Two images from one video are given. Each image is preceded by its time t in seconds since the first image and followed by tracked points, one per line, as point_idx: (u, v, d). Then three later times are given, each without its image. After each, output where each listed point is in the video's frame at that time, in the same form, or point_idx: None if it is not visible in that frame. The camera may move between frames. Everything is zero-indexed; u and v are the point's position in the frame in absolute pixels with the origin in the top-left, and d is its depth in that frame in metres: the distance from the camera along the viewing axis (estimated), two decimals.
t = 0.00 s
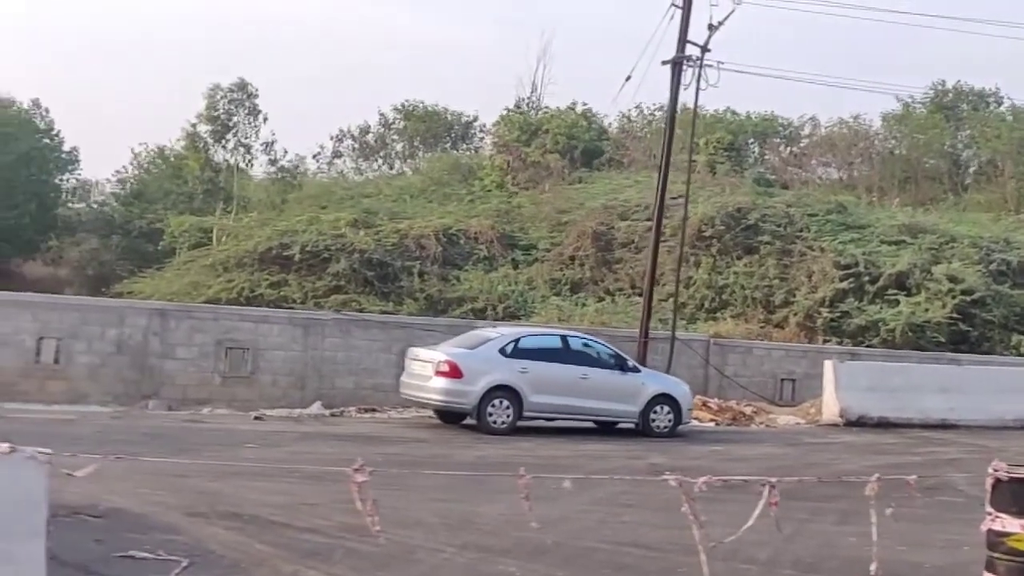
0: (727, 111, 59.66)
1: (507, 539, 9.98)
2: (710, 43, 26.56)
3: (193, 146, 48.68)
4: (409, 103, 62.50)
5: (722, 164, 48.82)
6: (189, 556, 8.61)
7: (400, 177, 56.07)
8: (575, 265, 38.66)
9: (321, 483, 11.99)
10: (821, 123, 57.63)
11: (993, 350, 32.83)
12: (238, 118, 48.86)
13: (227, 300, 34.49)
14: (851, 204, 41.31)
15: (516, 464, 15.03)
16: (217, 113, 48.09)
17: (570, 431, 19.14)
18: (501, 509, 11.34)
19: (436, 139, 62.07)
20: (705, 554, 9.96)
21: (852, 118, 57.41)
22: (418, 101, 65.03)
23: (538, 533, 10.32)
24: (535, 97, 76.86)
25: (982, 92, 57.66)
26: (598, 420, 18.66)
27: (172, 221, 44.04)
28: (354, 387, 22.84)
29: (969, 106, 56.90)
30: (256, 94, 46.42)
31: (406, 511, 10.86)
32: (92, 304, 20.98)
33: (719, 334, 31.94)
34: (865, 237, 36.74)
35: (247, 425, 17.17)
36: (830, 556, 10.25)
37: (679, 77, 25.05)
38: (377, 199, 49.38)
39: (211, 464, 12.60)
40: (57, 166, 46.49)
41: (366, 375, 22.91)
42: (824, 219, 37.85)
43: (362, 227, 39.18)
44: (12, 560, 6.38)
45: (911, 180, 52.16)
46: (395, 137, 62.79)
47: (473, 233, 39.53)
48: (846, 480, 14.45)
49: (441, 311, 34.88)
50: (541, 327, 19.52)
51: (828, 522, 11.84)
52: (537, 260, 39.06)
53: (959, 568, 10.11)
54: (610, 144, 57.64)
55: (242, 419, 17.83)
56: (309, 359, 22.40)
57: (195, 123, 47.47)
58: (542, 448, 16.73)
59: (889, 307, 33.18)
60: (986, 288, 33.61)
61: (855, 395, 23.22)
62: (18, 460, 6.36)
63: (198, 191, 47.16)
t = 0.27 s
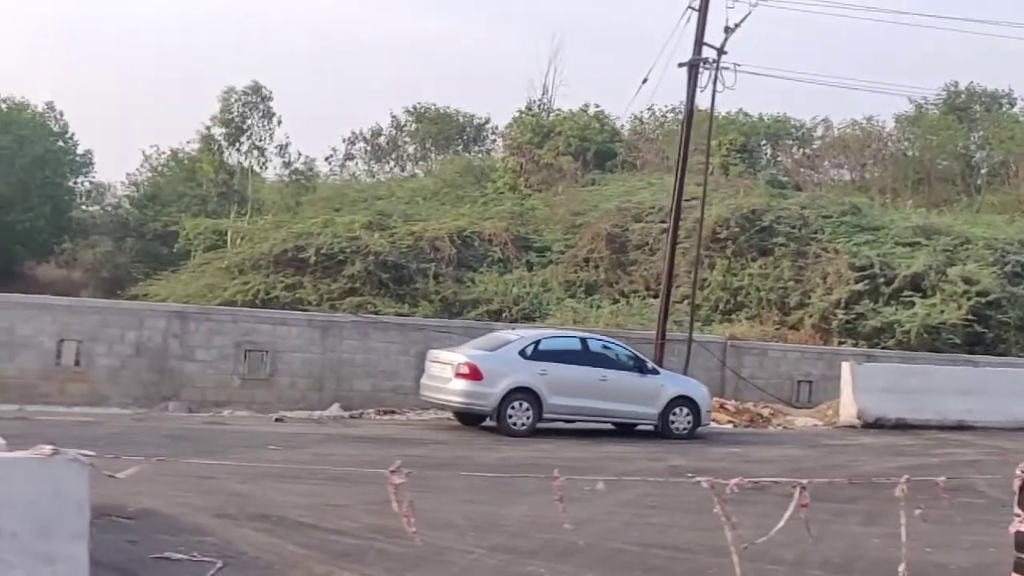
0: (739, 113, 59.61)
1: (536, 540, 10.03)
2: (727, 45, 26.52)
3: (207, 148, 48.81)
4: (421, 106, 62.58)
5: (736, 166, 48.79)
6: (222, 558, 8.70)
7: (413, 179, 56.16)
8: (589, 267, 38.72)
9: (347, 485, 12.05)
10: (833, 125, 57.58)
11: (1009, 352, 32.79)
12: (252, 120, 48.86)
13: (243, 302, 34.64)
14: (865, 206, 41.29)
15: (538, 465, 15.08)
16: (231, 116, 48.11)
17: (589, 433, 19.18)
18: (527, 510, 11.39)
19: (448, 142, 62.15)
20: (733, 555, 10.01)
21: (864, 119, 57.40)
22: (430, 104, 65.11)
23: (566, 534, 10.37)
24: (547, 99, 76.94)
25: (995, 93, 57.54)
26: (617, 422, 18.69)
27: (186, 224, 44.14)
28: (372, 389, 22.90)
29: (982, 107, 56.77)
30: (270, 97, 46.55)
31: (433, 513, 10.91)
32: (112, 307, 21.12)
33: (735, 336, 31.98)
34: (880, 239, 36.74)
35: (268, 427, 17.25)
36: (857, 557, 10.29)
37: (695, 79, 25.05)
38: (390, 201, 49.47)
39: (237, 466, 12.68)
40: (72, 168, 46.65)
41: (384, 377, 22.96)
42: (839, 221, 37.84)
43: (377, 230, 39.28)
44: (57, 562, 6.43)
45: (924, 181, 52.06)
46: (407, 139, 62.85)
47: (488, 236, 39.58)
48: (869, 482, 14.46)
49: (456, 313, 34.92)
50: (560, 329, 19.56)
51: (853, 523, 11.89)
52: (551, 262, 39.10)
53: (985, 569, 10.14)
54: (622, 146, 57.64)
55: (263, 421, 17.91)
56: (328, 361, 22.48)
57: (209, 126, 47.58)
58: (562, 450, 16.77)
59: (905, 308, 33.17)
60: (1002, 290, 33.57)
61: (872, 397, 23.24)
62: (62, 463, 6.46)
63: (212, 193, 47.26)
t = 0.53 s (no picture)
0: (747, 115, 59.57)
1: (557, 541, 10.09)
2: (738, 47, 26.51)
3: (216, 150, 48.86)
4: (428, 107, 62.59)
5: (744, 168, 48.75)
6: (250, 559, 8.76)
7: (420, 182, 56.23)
8: (599, 269, 38.80)
9: (367, 487, 12.11)
10: (841, 126, 57.60)
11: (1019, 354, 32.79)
12: (261, 123, 48.48)
13: (254, 304, 34.77)
14: (874, 208, 41.28)
15: (554, 467, 15.12)
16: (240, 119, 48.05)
17: (603, 434, 19.21)
18: (547, 512, 11.45)
19: (455, 144, 62.19)
20: (754, 557, 10.06)
21: (872, 121, 57.34)
22: (436, 105, 65.13)
23: (587, 535, 10.43)
24: (553, 101, 76.98)
25: (1003, 94, 57.42)
26: (631, 424, 18.73)
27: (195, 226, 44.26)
28: (385, 391, 22.92)
29: (990, 108, 56.64)
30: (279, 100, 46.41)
31: (454, 514, 10.97)
32: (126, 309, 21.20)
33: (745, 338, 32.06)
34: (889, 241, 36.75)
35: (284, 430, 17.32)
36: (878, 558, 10.34)
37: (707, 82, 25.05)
38: (398, 203, 49.52)
39: (257, 468, 12.75)
40: (81, 171, 46.77)
41: (397, 379, 22.99)
42: (848, 223, 37.85)
43: (387, 232, 39.36)
44: (94, 562, 6.49)
45: (932, 183, 51.97)
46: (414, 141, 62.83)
47: (497, 238, 39.62)
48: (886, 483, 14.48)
49: (466, 315, 34.95)
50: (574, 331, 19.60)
51: (871, 524, 11.93)
52: (560, 264, 39.16)
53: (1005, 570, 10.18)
54: (630, 148, 57.62)
55: (279, 423, 17.97)
56: (340, 363, 22.53)
57: (218, 128, 47.67)
58: (577, 452, 16.81)
59: (915, 310, 33.19)
60: (1012, 292, 33.58)
61: (883, 398, 23.29)
62: (98, 464, 6.51)
63: (221, 195, 47.37)
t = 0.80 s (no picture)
0: (753, 117, 59.54)
1: (578, 543, 10.17)
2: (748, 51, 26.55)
3: (224, 153, 48.91)
4: (434, 110, 62.60)
5: (751, 170, 48.71)
6: (277, 560, 8.85)
7: (427, 184, 56.28)
8: (607, 272, 38.85)
9: (386, 490, 12.19)
10: (847, 129, 57.64)
11: None
12: (269, 126, 48.68)
13: (262, 307, 34.88)
14: (881, 210, 41.25)
15: (569, 469, 15.20)
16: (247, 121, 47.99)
17: (616, 437, 19.29)
18: (566, 513, 11.53)
19: (461, 146, 62.21)
20: (774, 559, 10.14)
21: (878, 124, 57.31)
22: (442, 107, 65.11)
23: (608, 537, 10.51)
24: (558, 103, 77.00)
25: (1009, 97, 57.37)
26: (644, 426, 18.79)
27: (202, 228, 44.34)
28: (396, 394, 23.02)
29: (996, 111, 56.58)
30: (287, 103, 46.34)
31: (474, 516, 11.05)
32: (139, 311, 21.25)
33: (753, 340, 32.11)
34: (897, 243, 36.78)
35: (298, 432, 17.40)
36: (896, 560, 10.42)
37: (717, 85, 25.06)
38: (405, 205, 49.54)
39: (276, 470, 12.84)
40: (89, 173, 46.86)
41: (408, 381, 23.09)
42: (855, 226, 37.85)
43: (395, 234, 39.42)
44: (129, 563, 6.57)
45: (938, 186, 51.90)
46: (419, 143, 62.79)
47: (505, 240, 39.65)
48: (899, 485, 14.57)
49: (474, 318, 35.05)
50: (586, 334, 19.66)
51: (888, 526, 12.01)
52: (568, 266, 39.21)
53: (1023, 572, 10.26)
54: (636, 151, 57.62)
55: (293, 426, 18.06)
56: (352, 365, 22.62)
57: (225, 131, 47.75)
58: (591, 454, 16.88)
59: (923, 313, 33.24)
60: (1019, 294, 33.61)
61: (893, 401, 23.35)
62: (134, 467, 6.57)
63: (229, 198, 47.46)
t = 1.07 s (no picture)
0: (759, 119, 59.52)
1: (599, 544, 10.24)
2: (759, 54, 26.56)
3: (231, 154, 48.94)
4: (439, 111, 62.63)
5: (758, 172, 48.69)
6: (304, 561, 8.92)
7: (433, 185, 56.32)
8: (615, 274, 38.92)
9: (405, 491, 12.26)
10: (853, 132, 57.68)
11: None
12: (277, 128, 48.75)
13: (271, 308, 34.99)
14: (888, 212, 41.24)
15: (584, 471, 15.26)
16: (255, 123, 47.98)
17: (628, 438, 19.36)
18: (585, 515, 11.59)
19: (467, 148, 62.25)
20: (793, 560, 10.20)
21: (884, 126, 57.29)
22: (448, 109, 65.14)
23: (628, 538, 10.58)
24: (563, 105, 77.02)
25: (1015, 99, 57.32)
26: (656, 428, 18.85)
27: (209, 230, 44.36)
28: (408, 395, 23.09)
29: (1002, 113, 56.52)
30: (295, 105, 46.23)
31: (494, 517, 11.12)
32: (153, 313, 21.31)
33: (762, 343, 32.15)
34: (904, 245, 36.78)
35: (312, 434, 17.47)
36: (914, 561, 10.48)
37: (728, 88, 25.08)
38: (412, 207, 49.58)
39: (296, 471, 12.91)
40: (96, 175, 46.94)
41: (419, 383, 23.16)
42: (863, 228, 37.84)
43: (403, 236, 39.49)
44: (163, 563, 6.62)
45: (944, 189, 51.84)
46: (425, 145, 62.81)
47: (513, 242, 39.68)
48: (913, 487, 14.62)
49: (483, 319, 35.13)
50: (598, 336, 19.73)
51: (906, 527, 12.06)
52: (576, 268, 39.26)
53: None
54: (643, 153, 57.64)
55: (307, 427, 18.13)
56: (364, 366, 22.69)
57: (232, 132, 47.80)
58: (605, 456, 16.95)
59: (931, 315, 33.26)
60: None
61: (904, 403, 23.40)
62: (166, 468, 6.63)
63: (236, 199, 47.54)
